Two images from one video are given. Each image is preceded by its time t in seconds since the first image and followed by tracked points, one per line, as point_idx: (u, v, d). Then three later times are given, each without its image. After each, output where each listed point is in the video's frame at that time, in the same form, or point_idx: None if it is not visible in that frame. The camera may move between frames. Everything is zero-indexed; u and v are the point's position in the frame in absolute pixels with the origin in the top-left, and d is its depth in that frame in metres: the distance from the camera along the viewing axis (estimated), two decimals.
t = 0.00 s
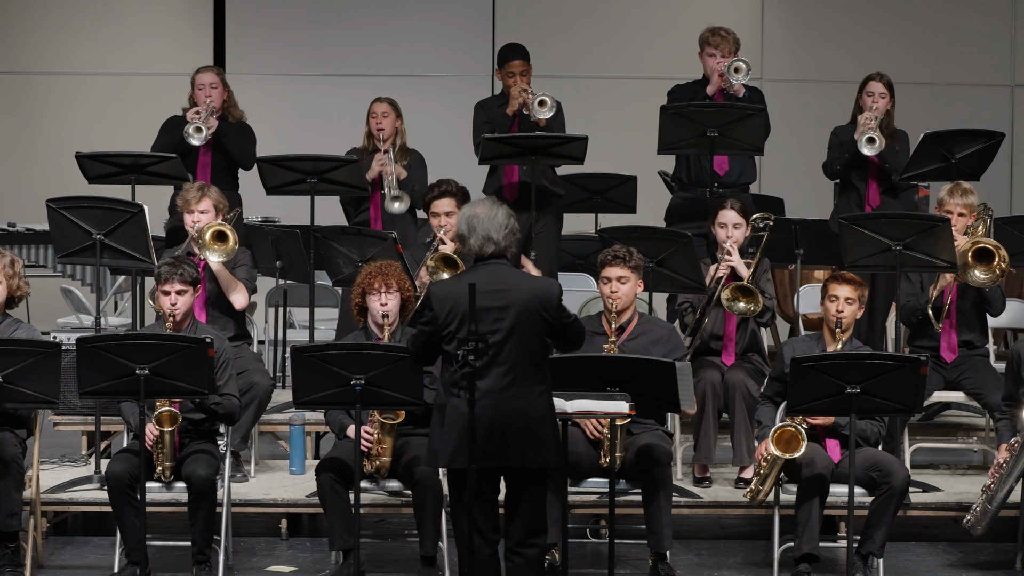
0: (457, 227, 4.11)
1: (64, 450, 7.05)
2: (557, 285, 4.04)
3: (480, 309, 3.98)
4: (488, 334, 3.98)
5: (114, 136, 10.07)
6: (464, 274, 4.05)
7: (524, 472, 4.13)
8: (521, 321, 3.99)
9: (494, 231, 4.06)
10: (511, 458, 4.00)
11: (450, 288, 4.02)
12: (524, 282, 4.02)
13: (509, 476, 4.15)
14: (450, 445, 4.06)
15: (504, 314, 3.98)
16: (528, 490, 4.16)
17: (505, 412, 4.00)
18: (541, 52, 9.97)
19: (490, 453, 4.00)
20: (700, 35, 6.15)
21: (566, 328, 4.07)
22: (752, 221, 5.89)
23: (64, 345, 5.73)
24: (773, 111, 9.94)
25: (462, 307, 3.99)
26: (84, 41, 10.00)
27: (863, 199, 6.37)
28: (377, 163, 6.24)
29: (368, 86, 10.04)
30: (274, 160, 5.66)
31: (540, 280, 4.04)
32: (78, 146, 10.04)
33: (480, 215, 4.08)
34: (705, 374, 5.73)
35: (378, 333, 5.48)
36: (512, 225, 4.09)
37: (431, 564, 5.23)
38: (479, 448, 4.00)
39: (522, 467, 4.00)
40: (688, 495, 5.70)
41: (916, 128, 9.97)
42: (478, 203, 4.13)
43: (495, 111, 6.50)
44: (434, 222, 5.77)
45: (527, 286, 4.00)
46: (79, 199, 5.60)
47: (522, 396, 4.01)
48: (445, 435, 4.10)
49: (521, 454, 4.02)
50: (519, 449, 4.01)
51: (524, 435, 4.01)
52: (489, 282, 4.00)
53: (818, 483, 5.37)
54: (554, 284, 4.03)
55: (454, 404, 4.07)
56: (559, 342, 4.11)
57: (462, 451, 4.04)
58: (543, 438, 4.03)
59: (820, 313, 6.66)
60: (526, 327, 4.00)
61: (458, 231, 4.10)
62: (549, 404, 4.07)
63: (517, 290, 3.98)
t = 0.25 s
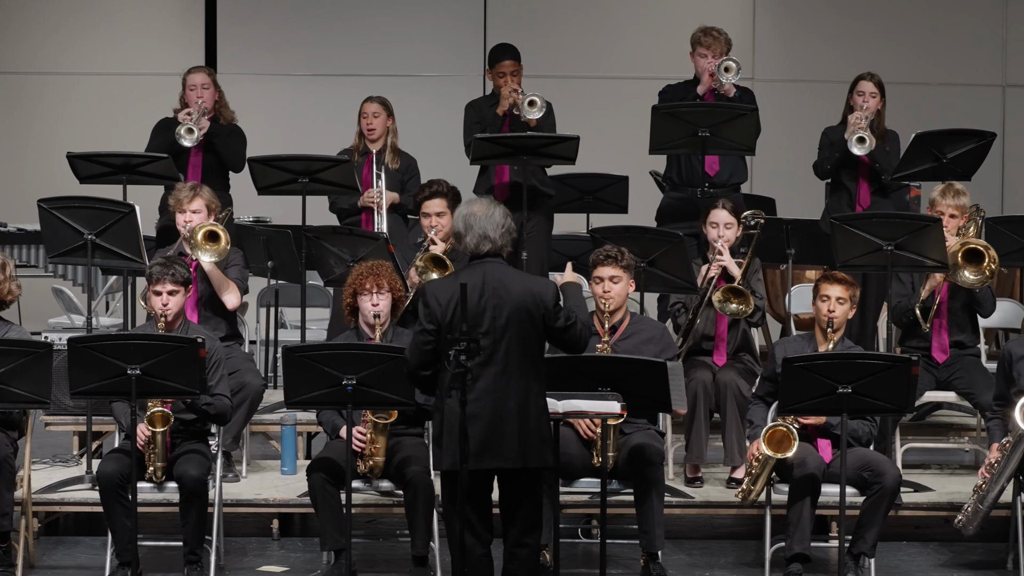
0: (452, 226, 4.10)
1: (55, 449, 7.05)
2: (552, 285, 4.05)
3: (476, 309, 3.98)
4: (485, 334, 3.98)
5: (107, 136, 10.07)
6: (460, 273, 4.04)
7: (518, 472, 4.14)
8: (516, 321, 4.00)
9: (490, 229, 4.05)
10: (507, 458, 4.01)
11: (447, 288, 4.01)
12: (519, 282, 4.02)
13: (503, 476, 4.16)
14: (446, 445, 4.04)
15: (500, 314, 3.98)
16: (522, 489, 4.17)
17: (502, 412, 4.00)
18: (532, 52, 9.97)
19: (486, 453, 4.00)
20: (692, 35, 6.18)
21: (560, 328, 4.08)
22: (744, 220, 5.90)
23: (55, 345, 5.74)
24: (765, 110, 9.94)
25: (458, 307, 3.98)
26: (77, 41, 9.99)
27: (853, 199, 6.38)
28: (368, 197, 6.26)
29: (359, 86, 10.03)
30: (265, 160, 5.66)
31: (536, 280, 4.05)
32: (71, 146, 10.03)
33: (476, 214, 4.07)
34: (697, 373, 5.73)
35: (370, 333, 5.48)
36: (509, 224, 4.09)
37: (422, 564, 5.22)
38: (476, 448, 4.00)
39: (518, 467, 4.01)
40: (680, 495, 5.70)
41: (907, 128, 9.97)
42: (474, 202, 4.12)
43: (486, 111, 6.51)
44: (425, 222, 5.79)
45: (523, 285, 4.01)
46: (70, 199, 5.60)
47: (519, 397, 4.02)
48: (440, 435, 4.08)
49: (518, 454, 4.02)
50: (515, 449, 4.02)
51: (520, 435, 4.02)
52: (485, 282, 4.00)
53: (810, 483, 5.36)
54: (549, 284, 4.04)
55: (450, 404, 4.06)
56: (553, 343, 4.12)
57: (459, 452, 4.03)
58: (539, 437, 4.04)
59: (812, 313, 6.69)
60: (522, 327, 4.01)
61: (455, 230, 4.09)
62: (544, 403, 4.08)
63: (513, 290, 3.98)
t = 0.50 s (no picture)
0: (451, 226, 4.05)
1: (47, 449, 7.04)
2: (552, 286, 4.03)
3: (476, 309, 3.94)
4: (487, 332, 3.94)
5: (98, 136, 10.07)
6: (460, 272, 3.99)
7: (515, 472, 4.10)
8: (517, 320, 3.97)
9: (490, 229, 4.02)
10: (506, 458, 3.97)
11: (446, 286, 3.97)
12: (519, 282, 3.99)
13: (499, 477, 4.11)
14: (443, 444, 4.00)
15: (501, 313, 3.95)
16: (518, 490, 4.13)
17: (501, 411, 3.97)
18: (525, 52, 9.97)
19: (485, 452, 3.97)
20: (684, 35, 6.19)
21: (560, 328, 4.05)
22: (736, 220, 5.90)
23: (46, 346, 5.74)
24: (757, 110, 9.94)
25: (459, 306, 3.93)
26: (69, 41, 10.00)
27: (845, 199, 6.39)
28: (359, 203, 6.28)
29: (350, 86, 10.03)
30: (258, 160, 5.67)
31: (536, 282, 4.02)
32: (62, 147, 10.03)
33: (476, 213, 4.04)
34: (688, 373, 5.72)
35: (362, 333, 5.47)
36: (508, 224, 4.05)
37: (414, 564, 5.21)
38: (475, 447, 3.96)
39: (517, 467, 3.97)
40: (671, 494, 5.70)
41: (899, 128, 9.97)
42: (474, 201, 4.08)
43: (477, 111, 6.52)
44: (417, 222, 5.81)
45: (523, 285, 3.98)
46: (61, 199, 5.60)
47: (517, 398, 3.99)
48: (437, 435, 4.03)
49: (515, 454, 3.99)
50: (514, 449, 3.98)
51: (519, 434, 3.98)
52: (486, 282, 3.95)
53: (801, 483, 5.35)
54: (549, 285, 4.02)
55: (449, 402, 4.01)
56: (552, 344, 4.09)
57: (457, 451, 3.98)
58: (537, 437, 4.01)
59: (803, 313, 6.70)
60: (522, 329, 3.97)
61: (455, 229, 4.05)
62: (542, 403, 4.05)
63: (513, 289, 3.95)
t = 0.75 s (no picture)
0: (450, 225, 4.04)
1: (38, 449, 7.04)
2: (550, 286, 4.02)
3: (476, 307, 3.92)
4: (487, 331, 3.93)
5: (91, 136, 10.06)
6: (459, 271, 3.97)
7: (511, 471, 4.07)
8: (516, 319, 3.95)
9: (490, 228, 4.01)
10: (504, 457, 3.95)
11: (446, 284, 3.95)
12: (518, 281, 3.98)
13: (495, 476, 4.09)
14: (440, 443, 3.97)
15: (501, 312, 3.93)
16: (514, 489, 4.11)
17: (499, 410, 3.95)
18: (517, 51, 9.98)
19: (483, 451, 3.95)
20: (675, 35, 6.20)
21: (558, 328, 4.04)
22: (729, 220, 5.90)
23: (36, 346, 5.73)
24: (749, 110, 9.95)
25: (458, 305, 3.91)
26: (62, 42, 9.99)
27: (836, 199, 6.40)
28: (349, 203, 6.30)
29: (342, 86, 10.04)
30: (249, 160, 5.67)
31: (535, 281, 4.01)
32: (54, 147, 10.02)
33: (477, 213, 4.03)
34: (680, 373, 5.73)
35: (353, 333, 5.46)
36: (508, 224, 4.05)
37: (406, 565, 5.20)
38: (472, 446, 3.94)
39: (514, 466, 3.96)
40: (663, 494, 5.70)
41: (892, 127, 9.98)
42: (474, 201, 4.08)
43: (469, 111, 6.55)
44: (409, 221, 5.80)
45: (523, 284, 3.97)
46: (52, 199, 5.59)
47: (515, 397, 3.97)
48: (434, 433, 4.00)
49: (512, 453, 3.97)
50: (511, 448, 3.96)
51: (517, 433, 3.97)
52: (485, 281, 3.94)
53: (793, 482, 5.34)
54: (548, 285, 4.01)
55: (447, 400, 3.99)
56: (550, 344, 4.08)
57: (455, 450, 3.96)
58: (535, 436, 3.99)
59: (794, 313, 6.72)
60: (521, 328, 3.96)
61: (454, 228, 4.03)
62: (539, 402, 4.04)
63: (512, 289, 3.94)
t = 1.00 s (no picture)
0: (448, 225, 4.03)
1: (31, 449, 7.03)
2: (548, 286, 4.01)
3: (474, 306, 3.91)
4: (486, 331, 3.92)
5: (85, 136, 10.06)
6: (457, 272, 3.96)
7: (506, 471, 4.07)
8: (514, 319, 3.94)
9: (489, 229, 4.01)
10: (500, 457, 3.95)
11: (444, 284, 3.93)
12: (516, 281, 3.97)
13: (489, 476, 4.08)
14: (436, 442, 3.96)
15: (499, 312, 3.92)
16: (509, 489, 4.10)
17: (496, 410, 3.94)
18: (512, 52, 9.98)
19: (480, 451, 3.94)
20: (668, 35, 6.20)
21: (554, 328, 4.04)
22: (723, 220, 5.91)
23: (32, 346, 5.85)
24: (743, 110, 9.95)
25: (456, 304, 3.90)
26: (57, 41, 9.99)
27: (829, 199, 6.41)
28: (342, 203, 6.33)
29: (335, 86, 10.03)
30: (242, 161, 5.66)
31: (533, 281, 4.00)
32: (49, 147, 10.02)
33: (476, 213, 4.03)
34: (673, 373, 5.72)
35: (346, 333, 5.45)
36: (506, 225, 4.05)
37: (399, 565, 5.20)
38: (468, 446, 3.94)
39: (511, 466, 3.95)
40: (656, 494, 5.70)
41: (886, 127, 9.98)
42: (472, 201, 4.08)
43: (463, 111, 6.56)
44: (402, 222, 5.80)
45: (521, 284, 3.96)
46: (45, 199, 5.59)
47: (512, 396, 3.96)
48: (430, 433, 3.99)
49: (509, 453, 3.96)
50: (508, 448, 3.96)
51: (513, 433, 3.96)
52: (483, 280, 3.93)
53: (786, 482, 5.34)
54: (546, 285, 4.00)
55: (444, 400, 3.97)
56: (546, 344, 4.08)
57: (451, 450, 3.95)
58: (531, 436, 3.99)
59: (787, 313, 6.72)
60: (518, 329, 3.95)
61: (452, 228, 4.03)
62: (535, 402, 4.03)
63: (511, 288, 3.93)
